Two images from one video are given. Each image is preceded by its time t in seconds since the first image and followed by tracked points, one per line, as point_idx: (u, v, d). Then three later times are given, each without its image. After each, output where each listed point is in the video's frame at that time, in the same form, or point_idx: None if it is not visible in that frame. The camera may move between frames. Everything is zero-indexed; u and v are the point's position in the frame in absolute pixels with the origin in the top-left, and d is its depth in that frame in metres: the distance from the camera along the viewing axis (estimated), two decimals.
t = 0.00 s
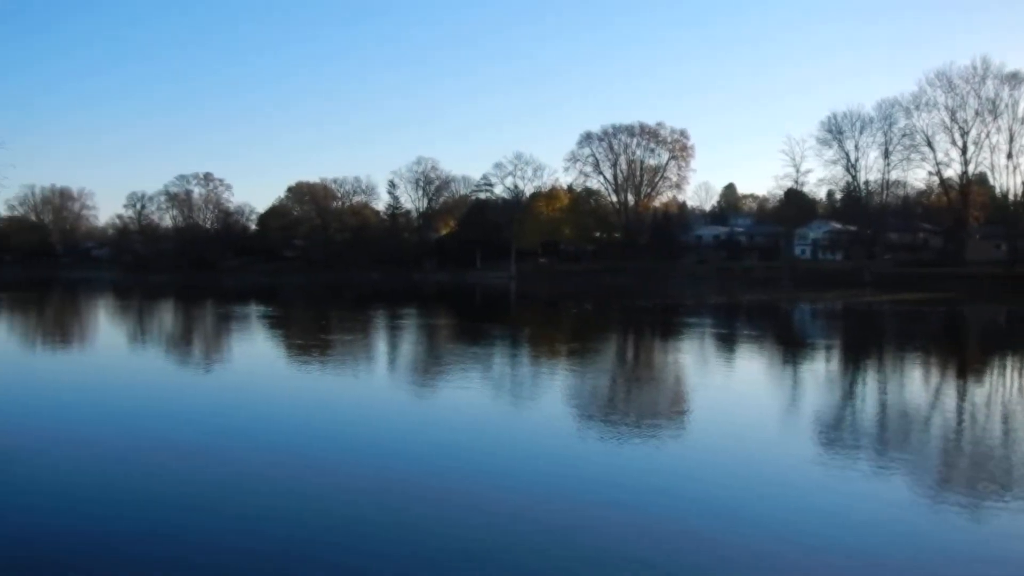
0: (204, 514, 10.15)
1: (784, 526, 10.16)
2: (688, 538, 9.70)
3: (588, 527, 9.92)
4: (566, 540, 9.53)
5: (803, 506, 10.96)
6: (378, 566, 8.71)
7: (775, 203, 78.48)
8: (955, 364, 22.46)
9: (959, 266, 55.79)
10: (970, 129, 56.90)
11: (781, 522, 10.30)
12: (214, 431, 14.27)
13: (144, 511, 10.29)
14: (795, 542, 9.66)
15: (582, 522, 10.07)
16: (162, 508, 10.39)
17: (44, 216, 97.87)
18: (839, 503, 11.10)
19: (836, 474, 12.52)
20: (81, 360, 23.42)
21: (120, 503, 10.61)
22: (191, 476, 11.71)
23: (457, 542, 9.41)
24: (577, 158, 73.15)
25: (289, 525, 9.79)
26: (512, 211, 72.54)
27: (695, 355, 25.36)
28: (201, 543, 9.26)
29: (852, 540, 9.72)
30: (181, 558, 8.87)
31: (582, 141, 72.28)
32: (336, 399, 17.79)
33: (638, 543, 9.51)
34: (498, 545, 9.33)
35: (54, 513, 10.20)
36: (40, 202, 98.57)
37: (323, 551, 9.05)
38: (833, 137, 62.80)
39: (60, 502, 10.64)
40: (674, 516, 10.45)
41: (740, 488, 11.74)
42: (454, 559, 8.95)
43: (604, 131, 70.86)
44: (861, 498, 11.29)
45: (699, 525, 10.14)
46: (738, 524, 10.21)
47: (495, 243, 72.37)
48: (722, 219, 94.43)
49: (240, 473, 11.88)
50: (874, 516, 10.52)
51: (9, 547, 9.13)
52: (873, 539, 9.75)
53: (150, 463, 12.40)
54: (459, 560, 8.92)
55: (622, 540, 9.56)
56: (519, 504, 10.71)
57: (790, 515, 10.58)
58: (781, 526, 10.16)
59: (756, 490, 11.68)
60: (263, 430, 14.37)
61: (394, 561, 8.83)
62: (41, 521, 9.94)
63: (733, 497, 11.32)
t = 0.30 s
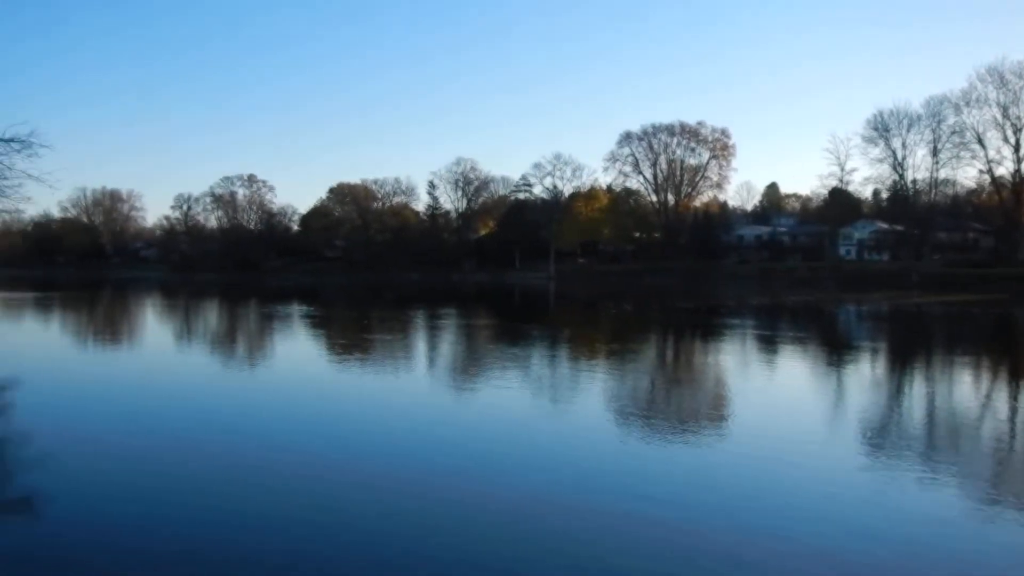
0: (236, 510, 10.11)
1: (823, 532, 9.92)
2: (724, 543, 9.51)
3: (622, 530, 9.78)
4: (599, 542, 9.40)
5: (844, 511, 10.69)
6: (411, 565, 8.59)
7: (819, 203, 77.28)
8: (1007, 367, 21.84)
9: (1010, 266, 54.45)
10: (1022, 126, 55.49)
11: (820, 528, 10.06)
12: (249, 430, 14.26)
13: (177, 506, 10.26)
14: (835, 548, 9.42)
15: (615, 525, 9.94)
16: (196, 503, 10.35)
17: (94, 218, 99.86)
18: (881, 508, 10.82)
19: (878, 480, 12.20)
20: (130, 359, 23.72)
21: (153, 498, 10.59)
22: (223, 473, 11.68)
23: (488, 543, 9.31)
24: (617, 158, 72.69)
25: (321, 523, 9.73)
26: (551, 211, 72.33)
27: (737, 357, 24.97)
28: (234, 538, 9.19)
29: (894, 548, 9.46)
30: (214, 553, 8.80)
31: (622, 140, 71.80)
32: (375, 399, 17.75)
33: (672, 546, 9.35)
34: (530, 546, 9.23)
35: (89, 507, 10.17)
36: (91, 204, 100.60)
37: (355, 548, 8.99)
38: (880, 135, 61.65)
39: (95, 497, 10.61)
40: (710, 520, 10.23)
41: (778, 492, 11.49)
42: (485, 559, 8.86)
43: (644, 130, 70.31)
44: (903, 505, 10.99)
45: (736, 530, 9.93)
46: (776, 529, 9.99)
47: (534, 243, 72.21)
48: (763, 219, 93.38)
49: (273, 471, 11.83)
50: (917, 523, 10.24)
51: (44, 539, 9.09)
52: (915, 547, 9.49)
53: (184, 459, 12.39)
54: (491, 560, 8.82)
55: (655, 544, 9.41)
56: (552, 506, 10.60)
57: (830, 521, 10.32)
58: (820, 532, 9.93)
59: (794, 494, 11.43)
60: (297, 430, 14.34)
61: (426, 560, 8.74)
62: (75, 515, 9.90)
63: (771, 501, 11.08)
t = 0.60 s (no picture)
0: (264, 510, 10.01)
1: (864, 539, 9.60)
2: (761, 548, 9.25)
3: (655, 534, 9.57)
4: (625, 546, 9.17)
5: (886, 518, 10.33)
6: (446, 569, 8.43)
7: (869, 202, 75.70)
8: None
9: None
10: None
11: (861, 535, 9.75)
12: (286, 430, 14.20)
13: (210, 504, 10.20)
14: (878, 557, 9.08)
15: (647, 528, 9.73)
16: (225, 501, 10.30)
17: (147, 219, 101.90)
18: (924, 515, 10.46)
19: (924, 486, 11.78)
20: (180, 357, 24.00)
21: (187, 497, 10.50)
22: (256, 473, 11.59)
23: (515, 544, 9.13)
24: (661, 157, 72.02)
25: (349, 523, 9.62)
26: (593, 211, 71.95)
27: (784, 359, 24.46)
28: (266, 537, 9.09)
29: (938, 557, 9.11)
30: (246, 553, 8.70)
31: (667, 139, 71.12)
32: (418, 399, 17.61)
33: (706, 550, 9.13)
34: (555, 548, 9.04)
35: (131, 504, 10.16)
36: (144, 206, 102.75)
37: (384, 548, 8.89)
38: (934, 132, 60.18)
39: (137, 494, 10.59)
40: (747, 526, 9.94)
41: (819, 497, 11.16)
42: (513, 561, 8.67)
43: (689, 129, 69.56)
44: (950, 512, 10.58)
45: (765, 536, 9.63)
46: (810, 536, 9.68)
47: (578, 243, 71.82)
48: (812, 218, 91.92)
49: (306, 471, 11.72)
50: (962, 532, 9.86)
51: (87, 534, 9.09)
52: (962, 556, 9.11)
53: (220, 459, 12.34)
54: (519, 561, 8.66)
55: (688, 547, 9.20)
56: (582, 508, 10.41)
57: (871, 528, 9.98)
58: (860, 540, 9.59)
59: (833, 500, 11.09)
60: (332, 431, 14.24)
61: (454, 562, 8.58)
62: (117, 512, 9.89)
63: (810, 507, 10.75)
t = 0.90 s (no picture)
0: (274, 510, 10.03)
1: (880, 546, 9.41)
2: (774, 553, 9.10)
3: (668, 537, 9.47)
4: (639, 548, 9.12)
5: (908, 525, 10.11)
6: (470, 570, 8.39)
7: (915, 202, 74.27)
8: None
9: None
10: None
11: (878, 541, 9.55)
12: (314, 431, 14.28)
13: (225, 504, 10.25)
14: (902, 566, 8.87)
15: (661, 532, 9.64)
16: (256, 500, 10.39)
17: (191, 220, 103.51)
18: (947, 522, 10.23)
19: (952, 493, 11.50)
20: (225, 357, 24.35)
21: (208, 496, 10.58)
22: (279, 474, 11.65)
23: (526, 546, 9.10)
24: (702, 156, 71.38)
25: (356, 524, 9.61)
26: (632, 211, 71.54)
27: (828, 361, 24.05)
28: (268, 538, 9.08)
29: (960, 566, 8.89)
30: (254, 552, 8.70)
31: (708, 139, 70.47)
32: (454, 401, 17.58)
33: (723, 553, 9.05)
34: (571, 550, 9.02)
35: (167, 501, 10.28)
36: (188, 207, 104.41)
37: (393, 548, 8.90)
38: (984, 129, 58.85)
39: (174, 492, 10.73)
40: (762, 530, 9.80)
41: (839, 502, 10.95)
42: (521, 563, 8.63)
43: (730, 128, 68.84)
44: (974, 520, 10.33)
45: (786, 540, 9.51)
46: (835, 541, 9.52)
47: (617, 244, 71.48)
48: (856, 218, 90.52)
49: (328, 472, 11.77)
50: (985, 541, 9.63)
51: (126, 530, 9.21)
52: (985, 565, 8.90)
53: (256, 458, 12.46)
54: (528, 563, 8.62)
55: (699, 551, 9.08)
56: (595, 510, 10.33)
57: (891, 534, 9.79)
58: (879, 546, 9.41)
59: (854, 505, 10.88)
60: (359, 432, 14.28)
61: (464, 563, 8.56)
62: (154, 508, 10.02)
63: (837, 511, 10.57)
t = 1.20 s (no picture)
0: (284, 510, 10.06)
1: (890, 547, 9.35)
2: (784, 554, 9.07)
3: (677, 537, 9.47)
4: (653, 547, 9.16)
5: (918, 526, 10.06)
6: (487, 570, 8.40)
7: (939, 202, 73.58)
8: None
9: None
10: None
11: (888, 542, 9.50)
12: (329, 431, 14.34)
13: (237, 503, 10.30)
14: (916, 569, 8.79)
15: (670, 532, 9.63)
16: (274, 500, 10.48)
17: (212, 221, 104.43)
18: (960, 524, 10.16)
19: (964, 495, 11.42)
20: (247, 356, 24.65)
21: (223, 496, 10.64)
22: (293, 473, 11.71)
23: (533, 545, 9.12)
24: (723, 157, 71.05)
25: (374, 523, 9.68)
26: (652, 211, 71.34)
27: (850, 362, 23.91)
28: (282, 537, 9.13)
29: (972, 569, 8.81)
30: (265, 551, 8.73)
31: (729, 139, 70.13)
32: (473, 401, 17.62)
33: (737, 553, 9.06)
34: (585, 548, 9.08)
35: (187, 500, 10.37)
36: (210, 208, 105.36)
37: (401, 547, 8.95)
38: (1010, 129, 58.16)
39: (194, 491, 10.81)
40: (770, 530, 9.78)
41: (849, 503, 10.91)
42: (527, 561, 8.66)
43: (751, 129, 68.47)
44: (987, 522, 10.25)
45: (800, 539, 9.53)
46: (849, 541, 9.53)
47: (637, 244, 71.28)
48: (879, 218, 89.94)
49: (340, 472, 11.82)
50: (996, 542, 9.57)
51: (147, 529, 9.29)
52: (998, 567, 8.83)
53: (278, 458, 12.56)
54: (536, 562, 8.65)
55: (707, 551, 9.08)
56: (604, 510, 10.35)
57: (901, 535, 9.74)
58: (888, 547, 9.36)
59: (864, 505, 10.83)
60: (372, 432, 14.33)
61: (481, 561, 8.62)
62: (174, 507, 10.09)
63: (852, 511, 10.57)
